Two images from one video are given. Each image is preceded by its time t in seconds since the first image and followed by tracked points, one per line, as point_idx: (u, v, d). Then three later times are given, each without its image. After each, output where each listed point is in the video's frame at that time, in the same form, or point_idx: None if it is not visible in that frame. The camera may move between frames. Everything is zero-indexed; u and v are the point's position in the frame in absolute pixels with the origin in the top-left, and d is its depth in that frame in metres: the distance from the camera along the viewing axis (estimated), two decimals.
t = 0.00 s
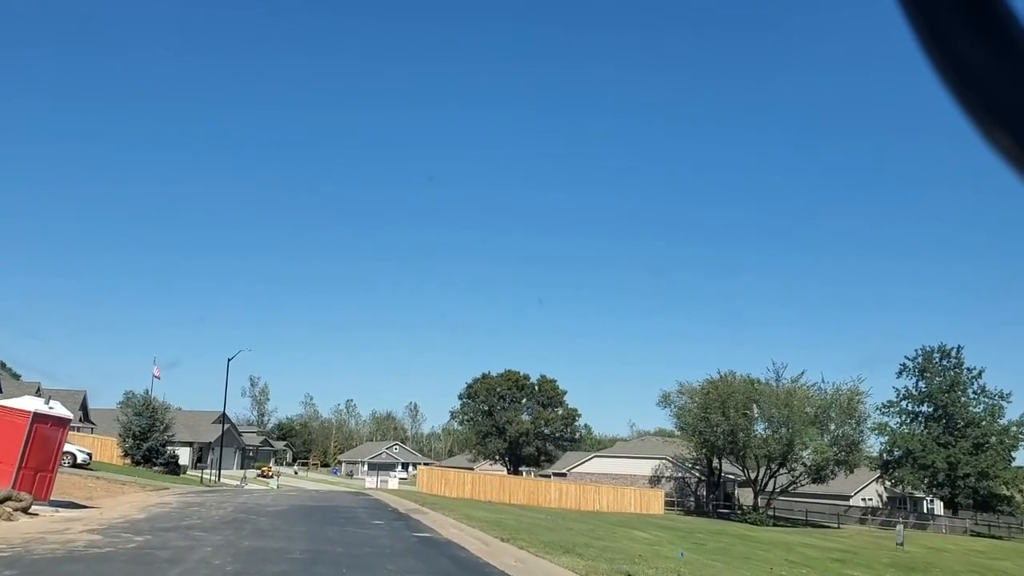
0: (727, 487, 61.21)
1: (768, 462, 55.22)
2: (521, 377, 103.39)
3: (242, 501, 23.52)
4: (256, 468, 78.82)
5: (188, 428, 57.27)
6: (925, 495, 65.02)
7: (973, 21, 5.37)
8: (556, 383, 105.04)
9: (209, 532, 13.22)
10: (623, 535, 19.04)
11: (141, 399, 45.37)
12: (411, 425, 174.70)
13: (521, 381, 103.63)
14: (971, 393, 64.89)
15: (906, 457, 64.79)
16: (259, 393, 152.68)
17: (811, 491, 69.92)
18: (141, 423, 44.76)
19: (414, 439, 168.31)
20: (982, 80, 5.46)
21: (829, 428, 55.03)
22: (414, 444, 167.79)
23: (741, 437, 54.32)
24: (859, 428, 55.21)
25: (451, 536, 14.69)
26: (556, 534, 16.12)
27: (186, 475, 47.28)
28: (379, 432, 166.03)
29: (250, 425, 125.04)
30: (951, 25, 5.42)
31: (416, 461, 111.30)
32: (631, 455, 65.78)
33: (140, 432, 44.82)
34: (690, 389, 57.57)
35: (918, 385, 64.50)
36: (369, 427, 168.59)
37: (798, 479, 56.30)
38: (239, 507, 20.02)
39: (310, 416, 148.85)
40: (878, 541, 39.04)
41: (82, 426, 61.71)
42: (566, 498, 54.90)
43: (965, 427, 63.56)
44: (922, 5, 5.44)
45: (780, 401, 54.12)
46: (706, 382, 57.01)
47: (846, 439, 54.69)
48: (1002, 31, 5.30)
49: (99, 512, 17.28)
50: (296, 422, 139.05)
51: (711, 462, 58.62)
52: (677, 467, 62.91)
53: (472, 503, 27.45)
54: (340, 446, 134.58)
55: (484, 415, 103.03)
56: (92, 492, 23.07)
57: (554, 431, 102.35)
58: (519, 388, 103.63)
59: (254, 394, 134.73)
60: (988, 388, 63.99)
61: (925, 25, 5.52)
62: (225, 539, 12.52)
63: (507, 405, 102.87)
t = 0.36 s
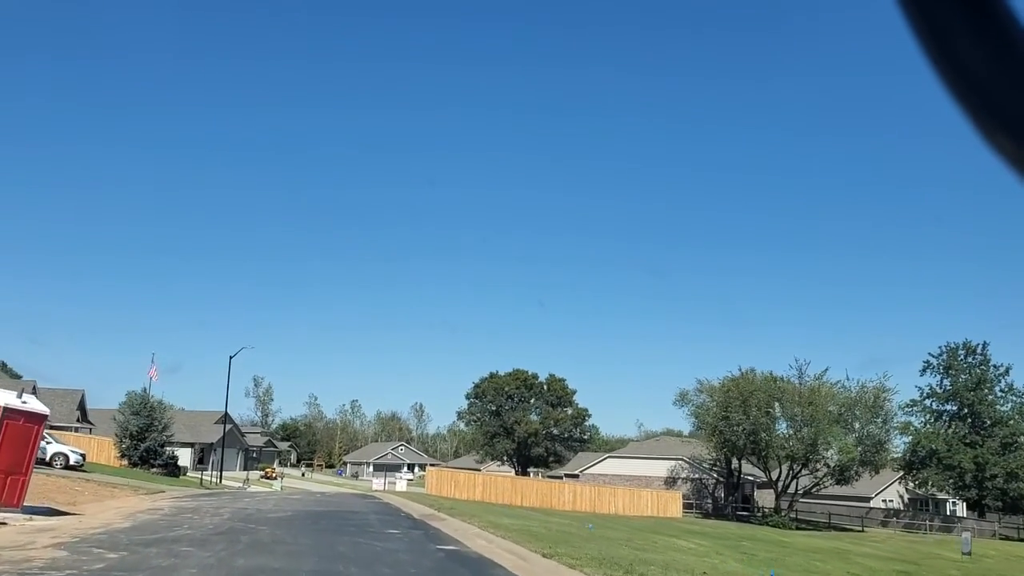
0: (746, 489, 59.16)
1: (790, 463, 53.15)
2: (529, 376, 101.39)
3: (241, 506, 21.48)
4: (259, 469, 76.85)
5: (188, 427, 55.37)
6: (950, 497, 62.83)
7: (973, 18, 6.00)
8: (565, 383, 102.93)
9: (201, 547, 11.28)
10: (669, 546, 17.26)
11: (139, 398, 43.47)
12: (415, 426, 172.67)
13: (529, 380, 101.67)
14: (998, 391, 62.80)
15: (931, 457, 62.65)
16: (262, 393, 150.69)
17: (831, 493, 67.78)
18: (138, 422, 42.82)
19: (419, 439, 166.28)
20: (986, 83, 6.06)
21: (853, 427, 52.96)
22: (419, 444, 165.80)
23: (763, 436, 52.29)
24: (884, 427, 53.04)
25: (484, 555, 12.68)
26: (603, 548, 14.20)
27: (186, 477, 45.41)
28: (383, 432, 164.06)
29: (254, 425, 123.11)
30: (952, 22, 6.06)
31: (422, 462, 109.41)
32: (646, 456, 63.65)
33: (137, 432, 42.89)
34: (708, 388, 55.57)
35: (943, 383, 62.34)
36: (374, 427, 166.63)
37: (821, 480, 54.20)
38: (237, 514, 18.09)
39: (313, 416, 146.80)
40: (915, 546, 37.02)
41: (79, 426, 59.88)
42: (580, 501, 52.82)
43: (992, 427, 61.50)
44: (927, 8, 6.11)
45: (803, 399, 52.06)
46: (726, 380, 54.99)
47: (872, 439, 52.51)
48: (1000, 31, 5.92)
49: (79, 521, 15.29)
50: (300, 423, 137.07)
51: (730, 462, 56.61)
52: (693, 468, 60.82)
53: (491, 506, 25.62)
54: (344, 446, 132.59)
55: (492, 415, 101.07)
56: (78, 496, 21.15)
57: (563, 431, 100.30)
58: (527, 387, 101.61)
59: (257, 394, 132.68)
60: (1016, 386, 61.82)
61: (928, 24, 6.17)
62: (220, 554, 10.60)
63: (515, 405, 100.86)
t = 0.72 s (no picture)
0: (766, 490, 57.07)
1: (814, 463, 51.02)
2: (537, 374, 99.42)
3: (239, 510, 19.47)
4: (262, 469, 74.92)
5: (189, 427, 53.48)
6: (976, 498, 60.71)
7: (981, 18, 5.66)
8: (574, 381, 100.87)
9: (180, 565, 9.27)
10: (724, 560, 15.24)
11: (134, 395, 41.50)
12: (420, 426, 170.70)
13: (537, 378, 99.74)
14: None
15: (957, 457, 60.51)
16: (266, 393, 148.85)
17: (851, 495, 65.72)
18: (135, 421, 40.87)
19: (424, 439, 164.34)
20: (993, 80, 5.83)
21: (879, 426, 50.85)
22: (425, 444, 163.92)
23: (786, 436, 50.23)
24: (912, 426, 50.83)
25: (526, 575, 10.40)
26: (659, 567, 12.16)
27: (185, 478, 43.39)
28: (388, 432, 162.14)
29: (257, 425, 121.25)
30: (960, 23, 5.70)
31: (429, 462, 107.48)
32: (661, 456, 61.60)
33: (133, 431, 40.92)
34: (728, 385, 53.52)
35: (970, 380, 60.21)
36: (378, 427, 164.70)
37: (846, 481, 52.05)
38: (231, 522, 16.01)
39: (317, 416, 144.89)
40: (955, 551, 34.92)
41: (75, 426, 58.09)
42: (596, 502, 50.80)
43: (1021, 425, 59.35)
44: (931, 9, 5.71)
45: (828, 397, 49.93)
46: (746, 377, 52.93)
47: (901, 438, 50.27)
48: (1011, 31, 5.63)
49: (45, 531, 13.24)
50: (304, 422, 135.17)
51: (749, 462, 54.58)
52: (711, 469, 58.78)
53: (510, 511, 23.57)
54: (349, 446, 130.65)
55: (500, 414, 99.20)
56: (58, 500, 19.15)
57: (572, 431, 98.23)
58: (536, 385, 99.63)
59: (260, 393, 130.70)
60: None
61: (932, 23, 5.78)
62: None
63: (524, 404, 98.88)
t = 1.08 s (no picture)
0: (787, 492, 55.01)
1: (839, 464, 48.93)
2: (546, 373, 97.39)
3: (236, 516, 17.44)
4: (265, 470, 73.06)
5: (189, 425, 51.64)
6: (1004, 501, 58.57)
7: (982, 16, 5.80)
8: (584, 380, 98.77)
9: None
10: None
11: (130, 393, 39.57)
12: (425, 426, 168.75)
13: (546, 377, 97.66)
14: None
15: (984, 458, 58.34)
16: (270, 393, 146.96)
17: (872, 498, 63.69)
18: (131, 420, 38.95)
19: (429, 440, 162.35)
20: (995, 78, 5.88)
21: (907, 425, 48.78)
22: (430, 444, 161.91)
23: (810, 435, 48.26)
24: (943, 425, 48.63)
25: None
26: None
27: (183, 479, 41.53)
28: (392, 433, 160.15)
29: (261, 425, 119.28)
30: (960, 20, 5.85)
31: (435, 462, 105.50)
32: (676, 457, 59.58)
33: (129, 430, 38.99)
34: (750, 383, 51.49)
35: (998, 378, 58.03)
36: (382, 428, 162.74)
37: (872, 483, 49.94)
38: (224, 530, 13.99)
39: (321, 416, 142.92)
40: (999, 558, 32.89)
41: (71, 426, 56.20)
42: (611, 505, 48.80)
43: None
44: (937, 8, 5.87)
45: (854, 395, 47.79)
46: (768, 374, 50.88)
47: (930, 438, 48.09)
48: (1012, 29, 5.73)
49: (4, 544, 11.24)
50: (307, 422, 133.16)
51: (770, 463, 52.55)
52: (729, 470, 56.87)
53: (534, 515, 21.73)
54: (353, 447, 128.65)
55: (507, 414, 97.27)
56: (34, 506, 17.19)
57: (581, 431, 96.15)
58: (544, 385, 97.59)
59: (264, 393, 128.71)
60: None
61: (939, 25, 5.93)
62: None
63: (532, 404, 96.89)
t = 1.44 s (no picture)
0: (809, 495, 52.92)
1: (865, 465, 46.83)
2: (554, 372, 95.35)
3: (228, 525, 15.35)
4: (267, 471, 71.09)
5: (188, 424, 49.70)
6: None
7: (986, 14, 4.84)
8: (593, 380, 96.66)
9: None
10: None
11: (124, 390, 37.60)
12: (429, 427, 166.78)
13: (553, 376, 95.61)
14: None
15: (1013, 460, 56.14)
16: (273, 393, 145.02)
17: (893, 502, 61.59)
18: (125, 418, 36.99)
19: (433, 441, 160.35)
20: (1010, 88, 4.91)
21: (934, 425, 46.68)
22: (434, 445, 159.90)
23: (835, 435, 46.27)
24: (973, 425, 46.47)
25: None
26: None
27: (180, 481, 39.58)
28: (396, 433, 158.12)
29: (263, 425, 117.30)
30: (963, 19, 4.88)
31: (439, 463, 103.49)
32: (691, 458, 57.51)
33: (122, 429, 37.03)
34: (771, 381, 49.47)
35: None
36: (386, 428, 160.73)
37: (899, 485, 47.81)
38: (211, 544, 11.97)
39: (324, 416, 140.93)
40: None
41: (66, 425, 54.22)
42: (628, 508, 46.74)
43: None
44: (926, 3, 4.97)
45: (881, 394, 45.67)
46: (790, 372, 48.83)
47: (960, 438, 45.94)
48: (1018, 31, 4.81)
49: None
50: (311, 423, 131.13)
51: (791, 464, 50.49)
52: (747, 471, 54.85)
53: (558, 524, 19.73)
54: (357, 448, 126.62)
55: (514, 414, 95.29)
56: None
57: (590, 432, 94.01)
58: (552, 384, 95.57)
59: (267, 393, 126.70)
60: None
61: (931, 17, 5.03)
62: None
63: (539, 403, 94.88)
